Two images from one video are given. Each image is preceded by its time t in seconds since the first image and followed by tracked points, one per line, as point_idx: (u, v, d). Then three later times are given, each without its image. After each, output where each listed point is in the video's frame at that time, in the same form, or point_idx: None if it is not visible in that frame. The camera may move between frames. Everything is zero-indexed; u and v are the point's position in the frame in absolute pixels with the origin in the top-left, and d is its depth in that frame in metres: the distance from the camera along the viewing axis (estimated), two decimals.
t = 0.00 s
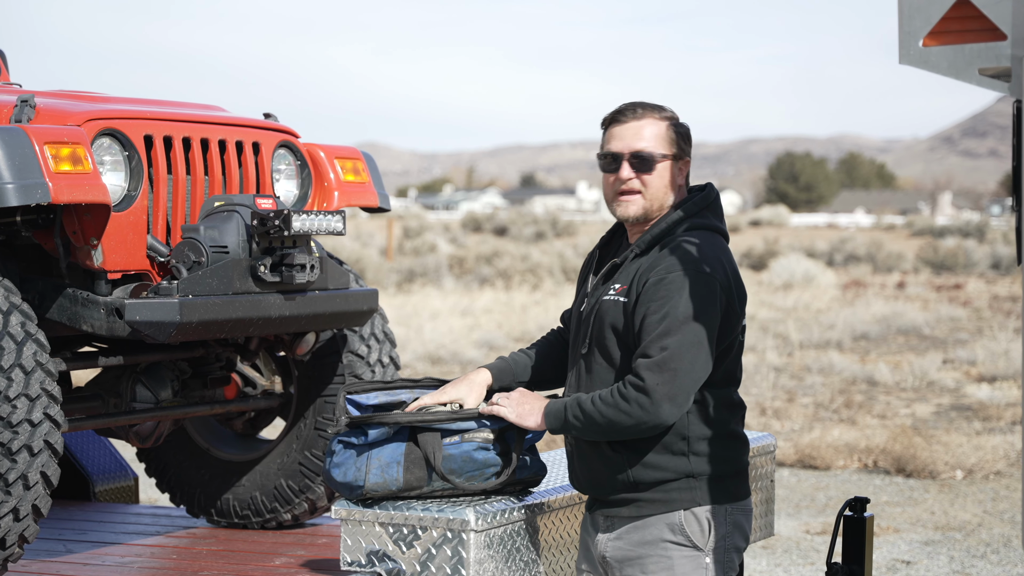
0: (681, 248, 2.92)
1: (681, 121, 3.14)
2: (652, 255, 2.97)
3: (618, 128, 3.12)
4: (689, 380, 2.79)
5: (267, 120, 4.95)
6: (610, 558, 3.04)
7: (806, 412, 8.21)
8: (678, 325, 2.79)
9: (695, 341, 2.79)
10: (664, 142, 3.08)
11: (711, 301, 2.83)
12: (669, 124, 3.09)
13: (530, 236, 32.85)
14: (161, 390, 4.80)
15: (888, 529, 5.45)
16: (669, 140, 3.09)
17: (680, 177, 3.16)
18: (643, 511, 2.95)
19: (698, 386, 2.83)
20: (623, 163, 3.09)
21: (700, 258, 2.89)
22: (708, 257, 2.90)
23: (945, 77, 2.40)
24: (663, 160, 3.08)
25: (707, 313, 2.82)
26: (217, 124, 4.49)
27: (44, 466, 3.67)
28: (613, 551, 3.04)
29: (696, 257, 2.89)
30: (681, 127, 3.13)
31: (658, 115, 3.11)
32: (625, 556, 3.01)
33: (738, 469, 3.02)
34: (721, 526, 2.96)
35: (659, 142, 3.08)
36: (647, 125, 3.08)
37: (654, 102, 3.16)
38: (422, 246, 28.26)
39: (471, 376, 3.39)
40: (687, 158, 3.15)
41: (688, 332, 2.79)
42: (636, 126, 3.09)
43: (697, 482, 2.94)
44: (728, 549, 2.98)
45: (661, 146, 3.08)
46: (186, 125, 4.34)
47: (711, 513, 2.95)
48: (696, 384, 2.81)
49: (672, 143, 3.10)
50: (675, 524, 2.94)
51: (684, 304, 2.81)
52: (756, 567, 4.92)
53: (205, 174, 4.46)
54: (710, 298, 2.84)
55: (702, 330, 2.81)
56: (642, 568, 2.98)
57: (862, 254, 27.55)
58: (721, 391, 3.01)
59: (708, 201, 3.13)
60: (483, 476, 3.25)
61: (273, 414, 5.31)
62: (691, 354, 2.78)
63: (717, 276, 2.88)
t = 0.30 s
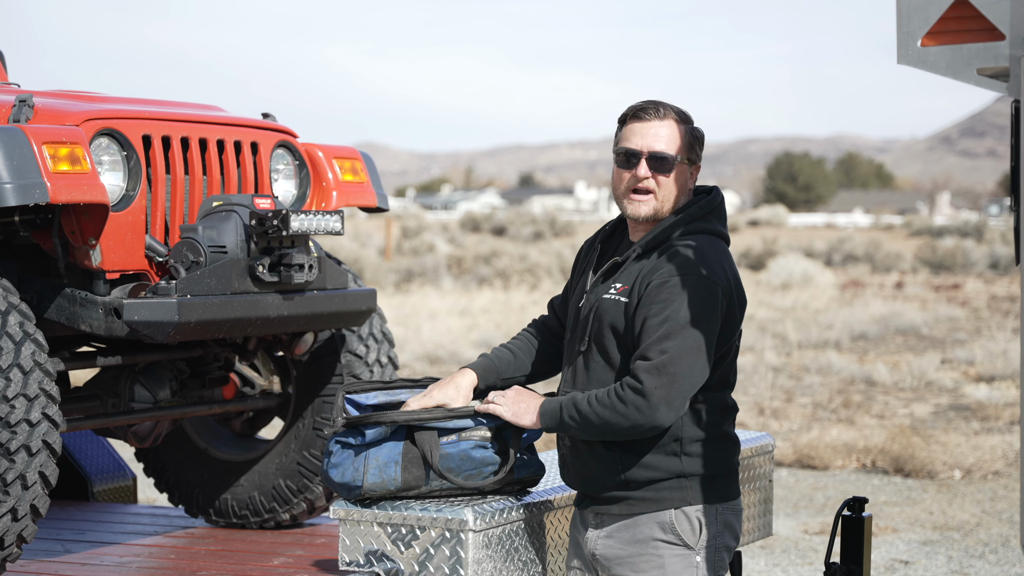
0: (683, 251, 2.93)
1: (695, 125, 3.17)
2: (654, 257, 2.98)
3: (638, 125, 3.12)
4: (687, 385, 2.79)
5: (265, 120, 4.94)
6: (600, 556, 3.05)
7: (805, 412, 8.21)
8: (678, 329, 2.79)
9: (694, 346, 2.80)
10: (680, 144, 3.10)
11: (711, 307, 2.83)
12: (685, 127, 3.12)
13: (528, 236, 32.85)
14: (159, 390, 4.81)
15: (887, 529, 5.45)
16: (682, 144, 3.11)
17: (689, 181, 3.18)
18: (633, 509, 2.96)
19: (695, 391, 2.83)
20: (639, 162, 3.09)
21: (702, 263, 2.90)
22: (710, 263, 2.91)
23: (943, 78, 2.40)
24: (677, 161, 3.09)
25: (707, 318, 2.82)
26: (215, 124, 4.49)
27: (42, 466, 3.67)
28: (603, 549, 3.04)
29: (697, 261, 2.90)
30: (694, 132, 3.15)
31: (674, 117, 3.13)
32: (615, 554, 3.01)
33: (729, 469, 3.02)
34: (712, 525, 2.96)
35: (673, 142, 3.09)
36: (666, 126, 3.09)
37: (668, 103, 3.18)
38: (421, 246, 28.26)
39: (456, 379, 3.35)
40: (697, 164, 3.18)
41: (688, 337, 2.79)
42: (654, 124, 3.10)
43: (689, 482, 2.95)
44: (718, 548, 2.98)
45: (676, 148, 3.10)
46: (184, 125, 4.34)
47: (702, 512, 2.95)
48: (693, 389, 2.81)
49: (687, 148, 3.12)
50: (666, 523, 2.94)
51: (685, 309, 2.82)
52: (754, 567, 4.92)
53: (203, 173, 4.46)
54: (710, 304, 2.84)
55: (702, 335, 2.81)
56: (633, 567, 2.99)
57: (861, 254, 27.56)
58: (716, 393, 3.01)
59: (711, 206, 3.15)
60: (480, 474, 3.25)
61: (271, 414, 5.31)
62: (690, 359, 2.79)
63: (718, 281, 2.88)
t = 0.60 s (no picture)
0: (687, 254, 2.93)
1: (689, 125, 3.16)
2: (656, 258, 2.98)
3: (632, 126, 3.13)
4: (692, 386, 2.79)
5: (263, 120, 4.94)
6: (601, 556, 3.05)
7: (804, 412, 8.22)
8: (683, 330, 2.79)
9: (699, 347, 2.80)
10: (675, 144, 3.10)
11: (715, 307, 2.84)
12: (679, 127, 3.12)
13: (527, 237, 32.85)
14: (158, 390, 4.80)
15: (886, 529, 5.45)
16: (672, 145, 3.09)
17: (685, 181, 3.17)
18: (634, 509, 2.95)
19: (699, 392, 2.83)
20: (633, 162, 3.10)
21: (704, 263, 2.90)
22: (713, 264, 2.91)
23: (943, 77, 2.40)
24: (671, 161, 3.09)
25: (711, 318, 2.83)
26: (214, 124, 4.49)
27: (41, 466, 3.67)
28: (604, 549, 3.04)
29: (700, 263, 2.90)
30: (689, 132, 3.15)
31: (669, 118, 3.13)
32: (616, 554, 3.01)
33: (728, 468, 3.03)
34: (712, 524, 2.97)
35: (667, 143, 3.09)
36: (661, 126, 3.10)
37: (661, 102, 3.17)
38: (420, 246, 28.26)
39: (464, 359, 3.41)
40: (692, 164, 3.17)
41: (693, 338, 2.80)
42: (649, 124, 3.11)
43: (689, 481, 2.95)
44: (718, 546, 2.98)
45: (670, 147, 3.10)
46: (183, 125, 4.34)
47: (702, 511, 2.96)
48: (697, 390, 2.81)
49: (681, 148, 3.12)
50: (667, 522, 2.94)
51: (690, 310, 2.82)
52: (753, 567, 4.91)
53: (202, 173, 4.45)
54: (714, 305, 2.85)
55: (706, 336, 2.82)
56: (634, 566, 2.98)
57: (859, 255, 27.56)
58: (715, 393, 3.02)
59: (708, 205, 3.16)
60: (479, 473, 3.25)
61: (270, 414, 5.31)
62: (695, 360, 2.79)
63: (722, 282, 2.89)
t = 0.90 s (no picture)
0: (681, 248, 2.93)
1: (645, 122, 3.05)
2: (651, 254, 2.98)
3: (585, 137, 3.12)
4: (689, 380, 2.79)
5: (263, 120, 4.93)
6: (599, 556, 3.04)
7: (804, 412, 8.22)
8: (680, 324, 2.79)
9: (696, 341, 2.80)
10: (614, 150, 3.03)
11: (711, 300, 2.84)
12: (621, 131, 3.03)
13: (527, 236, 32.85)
14: (158, 390, 4.80)
15: (886, 529, 5.44)
16: (632, 149, 3.02)
17: (649, 180, 3.07)
18: (633, 508, 2.95)
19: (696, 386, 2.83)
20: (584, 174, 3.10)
21: (700, 259, 2.91)
22: (707, 259, 2.92)
23: (943, 78, 2.40)
24: (612, 168, 3.03)
25: (707, 312, 2.83)
26: (214, 124, 4.49)
27: (41, 466, 3.67)
28: (602, 549, 3.03)
29: (694, 257, 2.90)
30: (639, 132, 3.03)
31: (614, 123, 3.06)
32: (615, 554, 3.01)
33: (725, 467, 3.03)
34: (711, 523, 2.97)
35: (608, 150, 3.03)
36: (600, 135, 3.05)
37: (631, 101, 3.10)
38: (420, 246, 28.26)
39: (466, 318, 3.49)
40: (652, 162, 3.06)
41: (690, 331, 2.80)
42: (594, 133, 3.07)
43: (687, 480, 2.95)
44: (716, 545, 2.98)
45: (610, 154, 3.03)
46: (183, 125, 4.34)
47: (701, 510, 2.96)
48: (695, 384, 2.81)
49: (625, 151, 3.03)
50: (667, 522, 2.94)
51: (685, 304, 2.82)
52: (753, 567, 4.91)
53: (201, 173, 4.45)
54: (709, 299, 2.85)
55: (703, 330, 2.82)
56: (634, 566, 2.98)
57: (859, 255, 27.55)
58: (712, 390, 3.02)
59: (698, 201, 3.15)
60: (479, 473, 3.25)
61: (270, 414, 5.31)
62: (691, 353, 2.79)
63: (717, 276, 2.90)
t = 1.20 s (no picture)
0: (677, 248, 2.93)
1: (621, 125, 3.06)
2: (647, 254, 2.98)
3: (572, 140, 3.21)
4: (687, 378, 2.79)
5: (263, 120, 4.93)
6: (598, 556, 3.04)
7: (803, 412, 8.22)
8: (677, 322, 2.80)
9: (693, 340, 2.80)
10: (584, 151, 3.09)
11: (707, 299, 2.84)
12: (591, 133, 3.08)
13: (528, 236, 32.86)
14: (158, 390, 4.80)
15: (886, 529, 5.44)
16: (598, 151, 3.06)
17: (619, 184, 3.08)
18: (631, 508, 2.95)
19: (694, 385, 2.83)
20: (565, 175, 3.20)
21: (697, 258, 2.91)
22: (703, 258, 2.92)
23: (943, 77, 2.39)
24: (581, 169, 3.09)
25: (704, 311, 2.83)
26: (214, 123, 4.49)
27: (41, 466, 3.67)
28: (601, 549, 3.03)
29: (690, 256, 2.91)
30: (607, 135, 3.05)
31: (588, 125, 3.11)
32: (614, 554, 3.01)
33: (723, 466, 3.03)
34: (709, 522, 2.97)
35: (578, 151, 3.10)
36: (575, 136, 3.13)
37: (613, 105, 3.12)
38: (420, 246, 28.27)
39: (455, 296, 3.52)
40: (623, 164, 3.05)
41: (687, 329, 2.80)
42: (574, 135, 3.15)
43: (686, 480, 2.95)
44: (715, 545, 2.98)
45: (580, 156, 3.09)
46: (183, 125, 4.34)
47: (700, 509, 2.96)
48: (692, 383, 2.81)
49: (594, 153, 3.07)
50: (665, 521, 2.94)
51: (682, 302, 2.82)
52: (752, 567, 4.91)
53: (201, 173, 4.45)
54: (706, 297, 2.85)
55: (701, 329, 2.82)
56: (632, 566, 2.98)
57: (859, 255, 27.55)
58: (709, 389, 3.03)
59: (693, 200, 3.16)
60: (479, 473, 3.26)
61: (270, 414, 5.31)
62: (689, 352, 2.79)
63: (713, 275, 2.90)
